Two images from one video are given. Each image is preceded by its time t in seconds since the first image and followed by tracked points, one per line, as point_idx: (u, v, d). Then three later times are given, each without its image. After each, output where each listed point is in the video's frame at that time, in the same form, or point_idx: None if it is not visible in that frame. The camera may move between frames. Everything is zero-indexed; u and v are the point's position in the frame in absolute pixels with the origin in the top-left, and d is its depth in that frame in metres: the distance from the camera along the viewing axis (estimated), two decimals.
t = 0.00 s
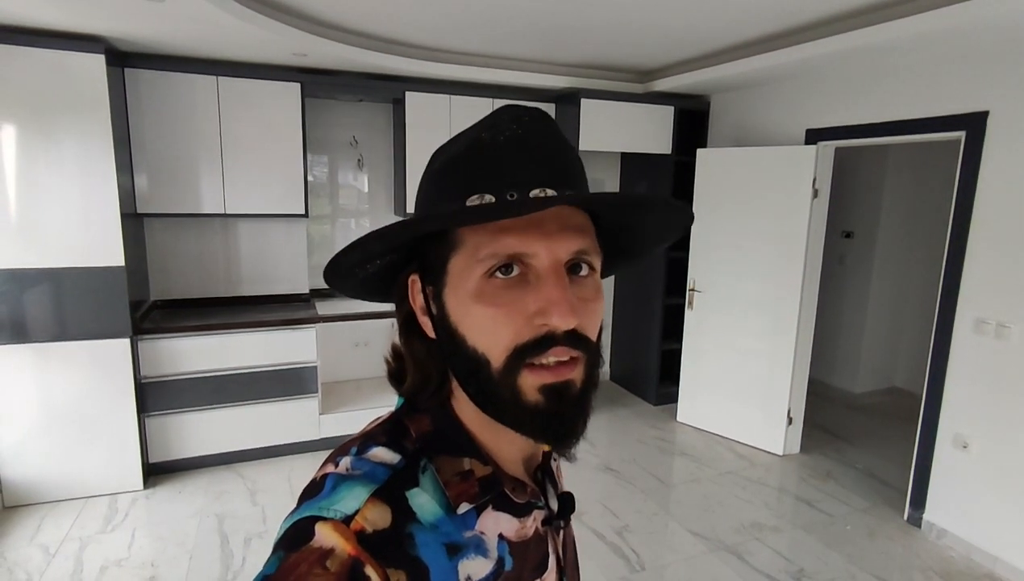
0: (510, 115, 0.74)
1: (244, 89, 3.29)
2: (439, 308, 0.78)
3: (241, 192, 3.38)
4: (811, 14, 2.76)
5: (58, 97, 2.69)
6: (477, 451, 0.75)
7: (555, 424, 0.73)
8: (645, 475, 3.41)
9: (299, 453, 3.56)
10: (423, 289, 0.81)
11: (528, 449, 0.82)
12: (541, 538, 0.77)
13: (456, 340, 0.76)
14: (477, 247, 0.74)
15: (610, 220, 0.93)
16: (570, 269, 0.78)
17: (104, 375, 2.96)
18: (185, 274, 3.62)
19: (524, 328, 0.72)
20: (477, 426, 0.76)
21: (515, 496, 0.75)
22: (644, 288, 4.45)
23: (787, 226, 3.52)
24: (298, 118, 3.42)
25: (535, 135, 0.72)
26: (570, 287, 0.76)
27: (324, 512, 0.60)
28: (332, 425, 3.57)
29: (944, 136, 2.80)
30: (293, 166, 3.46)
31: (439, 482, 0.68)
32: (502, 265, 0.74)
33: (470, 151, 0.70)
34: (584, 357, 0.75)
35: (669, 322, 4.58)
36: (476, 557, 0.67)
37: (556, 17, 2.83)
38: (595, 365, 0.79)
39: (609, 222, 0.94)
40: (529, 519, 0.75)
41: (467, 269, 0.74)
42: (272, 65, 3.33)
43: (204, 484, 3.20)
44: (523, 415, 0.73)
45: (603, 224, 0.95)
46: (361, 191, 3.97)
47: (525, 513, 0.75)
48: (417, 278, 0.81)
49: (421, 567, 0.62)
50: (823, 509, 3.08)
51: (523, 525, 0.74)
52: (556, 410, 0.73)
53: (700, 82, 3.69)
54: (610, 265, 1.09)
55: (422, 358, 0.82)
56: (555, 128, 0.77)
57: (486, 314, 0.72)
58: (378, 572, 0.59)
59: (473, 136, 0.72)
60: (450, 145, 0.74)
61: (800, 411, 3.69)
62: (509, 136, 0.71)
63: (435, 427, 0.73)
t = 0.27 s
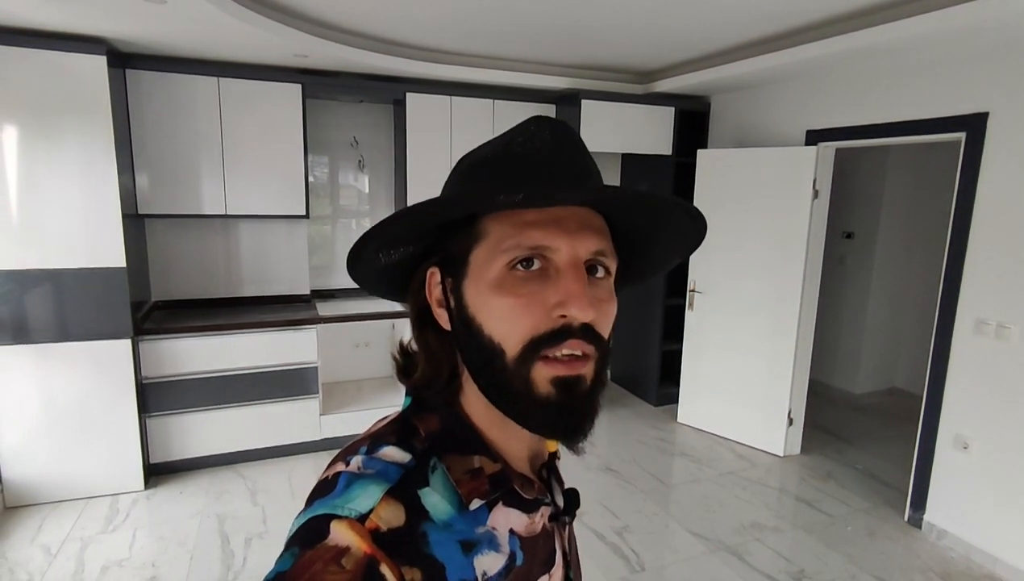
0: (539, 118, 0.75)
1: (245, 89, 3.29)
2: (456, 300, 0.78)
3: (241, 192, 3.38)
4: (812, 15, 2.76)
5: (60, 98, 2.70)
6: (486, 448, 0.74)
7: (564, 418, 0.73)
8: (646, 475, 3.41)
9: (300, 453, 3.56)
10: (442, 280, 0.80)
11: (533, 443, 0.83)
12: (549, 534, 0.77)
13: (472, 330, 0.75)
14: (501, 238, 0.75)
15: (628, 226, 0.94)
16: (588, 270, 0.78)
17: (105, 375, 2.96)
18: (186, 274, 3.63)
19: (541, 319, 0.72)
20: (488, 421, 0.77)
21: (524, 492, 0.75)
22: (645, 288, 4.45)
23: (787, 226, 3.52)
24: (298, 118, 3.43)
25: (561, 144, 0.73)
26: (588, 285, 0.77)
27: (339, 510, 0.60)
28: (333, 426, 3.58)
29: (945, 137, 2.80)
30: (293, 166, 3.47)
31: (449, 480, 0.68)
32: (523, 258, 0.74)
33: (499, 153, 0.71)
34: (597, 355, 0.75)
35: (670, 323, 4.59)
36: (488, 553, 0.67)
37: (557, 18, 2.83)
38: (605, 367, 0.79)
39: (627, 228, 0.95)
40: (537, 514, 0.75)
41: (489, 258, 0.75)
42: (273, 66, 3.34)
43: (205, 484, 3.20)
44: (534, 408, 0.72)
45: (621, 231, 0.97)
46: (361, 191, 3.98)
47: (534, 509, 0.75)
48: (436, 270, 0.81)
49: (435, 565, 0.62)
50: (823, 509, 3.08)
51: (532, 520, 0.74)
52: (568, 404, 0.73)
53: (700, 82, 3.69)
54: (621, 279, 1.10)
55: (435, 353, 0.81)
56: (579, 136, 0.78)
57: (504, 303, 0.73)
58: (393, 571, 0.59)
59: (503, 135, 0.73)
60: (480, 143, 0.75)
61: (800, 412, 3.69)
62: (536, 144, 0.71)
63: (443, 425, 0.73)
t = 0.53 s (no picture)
0: (542, 119, 0.75)
1: (245, 89, 3.30)
2: (454, 298, 0.78)
3: (242, 192, 3.38)
4: (811, 15, 2.76)
5: (59, 98, 2.70)
6: (481, 446, 0.75)
7: (558, 419, 0.73)
8: (645, 475, 3.41)
9: (299, 453, 3.56)
10: (440, 278, 0.80)
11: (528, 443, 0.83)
12: (542, 532, 0.77)
13: (470, 328, 0.75)
14: (501, 237, 0.75)
15: (626, 230, 0.95)
16: (585, 272, 0.78)
17: (105, 375, 2.96)
18: (186, 274, 3.63)
19: (538, 320, 0.72)
20: (483, 417, 0.77)
21: (518, 490, 0.75)
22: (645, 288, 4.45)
23: (787, 226, 3.52)
24: (298, 118, 3.43)
25: (565, 147, 0.73)
26: (585, 287, 0.77)
27: (336, 505, 0.60)
28: (333, 426, 3.58)
29: (945, 137, 2.80)
30: (293, 166, 3.47)
31: (445, 477, 0.68)
32: (523, 257, 0.74)
33: (504, 153, 0.71)
34: (592, 357, 0.75)
35: (669, 322, 4.59)
36: (482, 550, 0.67)
37: (556, 18, 2.83)
38: (599, 368, 0.79)
39: (626, 233, 0.96)
40: (530, 512, 0.76)
41: (488, 257, 0.75)
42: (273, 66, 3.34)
43: (204, 484, 3.20)
44: (529, 407, 0.73)
45: (619, 235, 0.97)
46: (361, 191, 3.98)
47: (527, 506, 0.75)
48: (436, 267, 0.81)
49: (430, 560, 0.62)
50: (823, 509, 3.08)
51: (526, 518, 0.74)
52: (562, 404, 0.73)
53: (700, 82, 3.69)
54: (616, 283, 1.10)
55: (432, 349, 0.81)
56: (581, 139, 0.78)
57: (502, 302, 0.73)
58: (389, 566, 0.59)
59: (506, 137, 0.73)
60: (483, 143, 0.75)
61: (800, 412, 3.69)
62: (541, 146, 0.71)
63: (439, 423, 0.72)
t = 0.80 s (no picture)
0: (533, 118, 0.73)
1: (244, 89, 3.29)
2: (450, 302, 0.77)
3: (241, 191, 3.38)
4: (811, 14, 2.75)
5: (57, 97, 2.69)
6: (476, 452, 0.74)
7: (557, 423, 0.73)
8: (645, 475, 3.41)
9: (298, 453, 3.56)
10: (435, 281, 0.79)
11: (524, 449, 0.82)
12: (537, 539, 0.76)
13: (465, 332, 0.75)
14: (496, 241, 0.74)
15: (622, 230, 0.95)
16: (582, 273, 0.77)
17: (103, 375, 2.96)
18: (185, 274, 3.62)
19: (536, 326, 0.71)
20: (478, 424, 0.76)
21: (513, 496, 0.75)
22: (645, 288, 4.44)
23: (787, 226, 3.51)
24: (298, 118, 3.42)
25: (559, 147, 0.72)
26: (583, 289, 0.76)
27: (328, 512, 0.59)
28: (332, 426, 3.57)
29: (945, 136, 2.79)
30: (292, 165, 3.46)
31: (439, 483, 0.67)
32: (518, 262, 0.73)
33: (497, 155, 0.69)
34: (590, 361, 0.74)
35: (669, 322, 4.58)
36: (475, 558, 0.67)
37: (555, 17, 2.82)
38: (597, 370, 0.78)
39: (621, 233, 0.96)
40: (525, 519, 0.75)
41: (484, 262, 0.74)
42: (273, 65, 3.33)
43: (203, 484, 3.20)
44: (529, 413, 0.73)
45: (615, 235, 0.97)
46: (361, 190, 3.97)
47: (522, 513, 0.74)
48: (428, 271, 0.79)
49: (422, 567, 0.62)
50: (823, 509, 3.07)
51: (520, 525, 0.73)
52: (561, 407, 0.73)
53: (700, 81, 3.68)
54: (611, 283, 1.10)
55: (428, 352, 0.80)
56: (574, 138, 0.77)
57: (499, 308, 0.72)
58: (380, 573, 0.58)
59: (497, 138, 0.72)
60: (474, 144, 0.73)
61: (800, 412, 3.68)
62: (534, 146, 0.70)
63: (434, 428, 0.71)
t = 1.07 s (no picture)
0: (535, 122, 0.73)
1: (244, 89, 3.29)
2: (462, 308, 0.76)
3: (242, 191, 3.38)
4: (812, 15, 2.75)
5: (58, 98, 2.70)
6: (480, 456, 0.73)
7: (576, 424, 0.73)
8: (646, 476, 3.41)
9: (299, 454, 3.56)
10: (443, 287, 0.78)
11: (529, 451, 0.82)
12: (541, 542, 0.76)
13: (479, 338, 0.74)
14: (511, 246, 0.73)
15: (624, 231, 0.95)
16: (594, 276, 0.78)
17: (104, 375, 2.96)
18: (186, 274, 3.63)
19: (555, 328, 0.71)
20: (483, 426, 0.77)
21: (516, 500, 0.74)
22: (646, 288, 4.44)
23: (788, 226, 3.51)
24: (298, 118, 3.42)
25: (565, 151, 0.73)
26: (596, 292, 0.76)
27: (330, 516, 0.59)
28: (333, 426, 3.58)
29: (946, 137, 2.79)
30: (293, 166, 3.46)
31: (442, 487, 0.67)
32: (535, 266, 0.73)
33: (507, 159, 0.69)
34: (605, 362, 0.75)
35: (670, 323, 4.58)
36: (479, 561, 0.67)
37: (556, 18, 2.82)
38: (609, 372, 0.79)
39: (623, 234, 0.95)
40: (529, 522, 0.74)
41: (499, 266, 0.73)
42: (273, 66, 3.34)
43: (204, 485, 3.20)
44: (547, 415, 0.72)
45: (617, 236, 0.97)
46: (362, 191, 3.97)
47: (526, 516, 0.74)
48: (436, 276, 0.78)
49: (425, 571, 0.62)
50: (824, 510, 3.07)
51: (524, 529, 0.73)
52: (579, 409, 0.73)
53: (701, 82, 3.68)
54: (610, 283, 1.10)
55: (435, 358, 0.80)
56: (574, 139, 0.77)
57: (517, 312, 0.72)
58: (383, 577, 0.58)
59: (499, 141, 0.72)
60: (476, 149, 0.72)
61: (800, 412, 3.68)
62: (542, 149, 0.71)
63: (437, 432, 0.71)
